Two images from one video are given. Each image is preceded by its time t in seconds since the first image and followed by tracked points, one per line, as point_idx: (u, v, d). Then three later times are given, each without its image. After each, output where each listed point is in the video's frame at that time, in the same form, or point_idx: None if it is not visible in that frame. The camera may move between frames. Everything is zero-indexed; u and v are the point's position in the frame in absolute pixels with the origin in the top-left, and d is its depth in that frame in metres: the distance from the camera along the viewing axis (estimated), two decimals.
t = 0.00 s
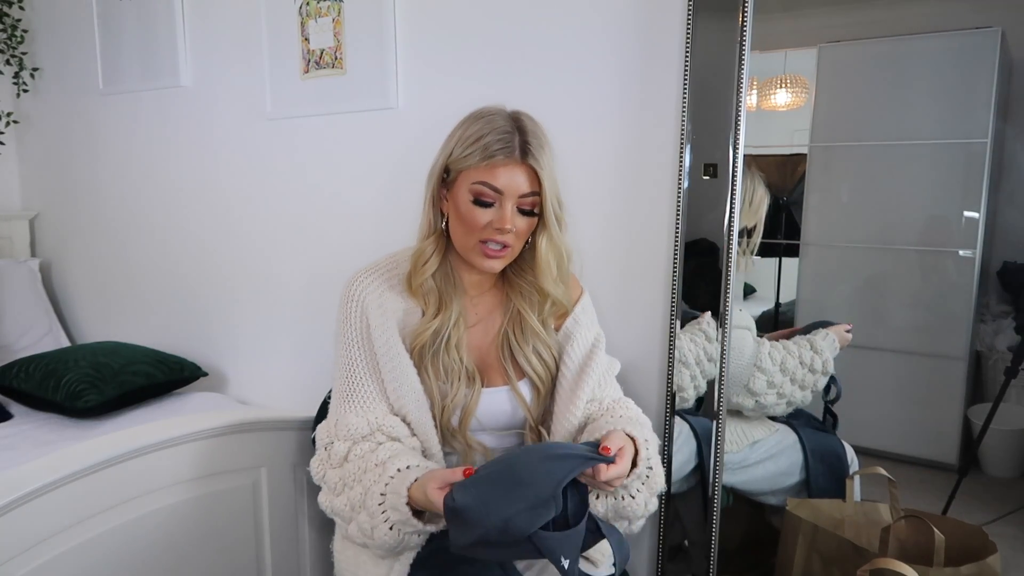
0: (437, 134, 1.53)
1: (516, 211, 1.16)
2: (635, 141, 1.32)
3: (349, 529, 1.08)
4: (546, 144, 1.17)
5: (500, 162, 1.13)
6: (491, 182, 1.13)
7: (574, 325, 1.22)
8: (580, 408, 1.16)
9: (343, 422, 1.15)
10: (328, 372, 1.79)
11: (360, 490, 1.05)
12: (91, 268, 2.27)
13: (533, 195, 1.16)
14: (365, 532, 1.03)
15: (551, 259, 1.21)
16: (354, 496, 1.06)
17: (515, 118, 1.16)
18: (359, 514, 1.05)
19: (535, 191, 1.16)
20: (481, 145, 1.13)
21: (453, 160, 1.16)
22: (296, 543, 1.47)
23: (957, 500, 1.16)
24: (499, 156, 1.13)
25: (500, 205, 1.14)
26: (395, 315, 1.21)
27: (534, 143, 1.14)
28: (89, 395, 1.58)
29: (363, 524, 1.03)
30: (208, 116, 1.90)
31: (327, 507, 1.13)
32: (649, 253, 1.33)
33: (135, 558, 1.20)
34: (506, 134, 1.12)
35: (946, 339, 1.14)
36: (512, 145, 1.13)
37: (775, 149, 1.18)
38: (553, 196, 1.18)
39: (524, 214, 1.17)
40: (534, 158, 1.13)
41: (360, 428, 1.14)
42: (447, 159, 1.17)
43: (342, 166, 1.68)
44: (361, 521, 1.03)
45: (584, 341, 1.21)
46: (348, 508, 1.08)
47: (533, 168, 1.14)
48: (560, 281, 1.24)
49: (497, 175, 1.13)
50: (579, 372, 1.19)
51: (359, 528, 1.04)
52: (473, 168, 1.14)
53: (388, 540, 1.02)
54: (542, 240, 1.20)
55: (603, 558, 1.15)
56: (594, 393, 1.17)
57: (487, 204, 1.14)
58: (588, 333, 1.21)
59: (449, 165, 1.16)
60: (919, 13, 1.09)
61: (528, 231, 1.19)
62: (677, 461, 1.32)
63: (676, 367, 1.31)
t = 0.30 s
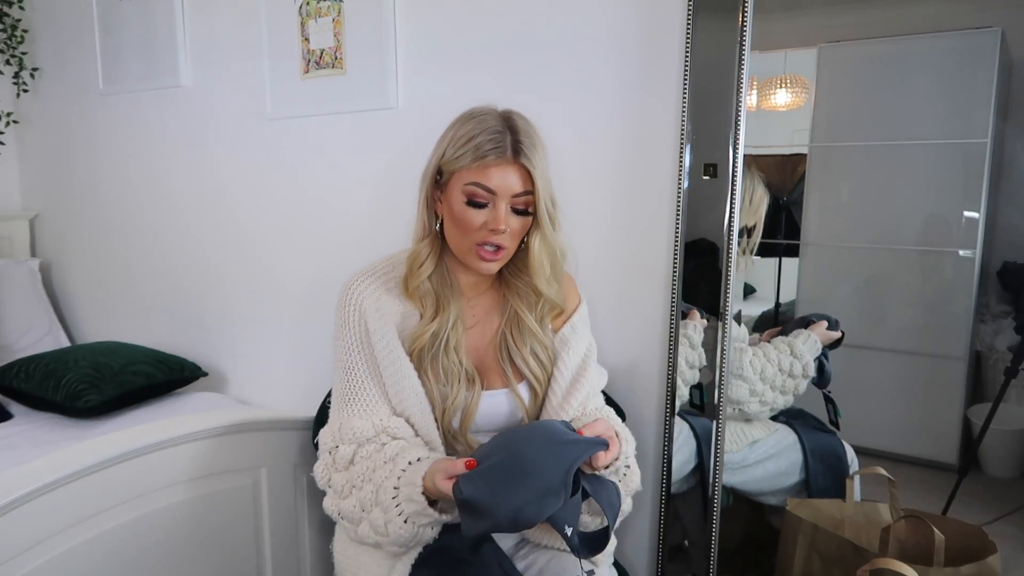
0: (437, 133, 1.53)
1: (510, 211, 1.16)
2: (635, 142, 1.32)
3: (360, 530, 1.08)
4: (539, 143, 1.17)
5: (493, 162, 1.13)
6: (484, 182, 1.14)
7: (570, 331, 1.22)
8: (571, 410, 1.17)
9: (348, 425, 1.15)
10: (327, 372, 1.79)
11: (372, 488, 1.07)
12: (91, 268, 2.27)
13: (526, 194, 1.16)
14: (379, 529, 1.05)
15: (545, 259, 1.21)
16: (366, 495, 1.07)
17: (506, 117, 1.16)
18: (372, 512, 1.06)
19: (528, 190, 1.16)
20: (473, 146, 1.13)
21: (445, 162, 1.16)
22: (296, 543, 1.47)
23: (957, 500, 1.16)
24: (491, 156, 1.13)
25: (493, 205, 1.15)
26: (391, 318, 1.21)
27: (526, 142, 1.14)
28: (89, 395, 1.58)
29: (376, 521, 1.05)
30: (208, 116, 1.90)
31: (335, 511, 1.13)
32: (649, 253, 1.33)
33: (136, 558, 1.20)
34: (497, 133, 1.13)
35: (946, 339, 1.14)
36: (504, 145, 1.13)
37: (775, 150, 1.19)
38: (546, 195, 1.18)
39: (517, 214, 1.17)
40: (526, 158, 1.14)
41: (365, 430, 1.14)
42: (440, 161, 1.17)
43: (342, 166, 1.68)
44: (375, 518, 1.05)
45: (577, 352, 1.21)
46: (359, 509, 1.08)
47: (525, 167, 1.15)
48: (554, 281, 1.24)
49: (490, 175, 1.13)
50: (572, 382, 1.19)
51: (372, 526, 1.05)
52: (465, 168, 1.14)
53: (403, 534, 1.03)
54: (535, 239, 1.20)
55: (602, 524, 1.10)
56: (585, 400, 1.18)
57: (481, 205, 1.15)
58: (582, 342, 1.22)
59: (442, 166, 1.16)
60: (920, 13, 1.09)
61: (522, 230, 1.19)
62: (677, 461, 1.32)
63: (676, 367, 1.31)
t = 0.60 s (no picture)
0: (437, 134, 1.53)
1: (508, 209, 1.16)
2: (635, 142, 1.32)
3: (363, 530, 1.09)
4: (535, 141, 1.17)
5: (490, 161, 1.13)
6: (482, 180, 1.14)
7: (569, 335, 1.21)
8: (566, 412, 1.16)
9: (348, 428, 1.14)
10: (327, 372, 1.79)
11: (375, 489, 1.07)
12: (91, 268, 2.27)
13: (524, 192, 1.16)
14: (383, 529, 1.05)
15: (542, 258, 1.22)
16: (370, 496, 1.07)
17: (502, 116, 1.16)
18: (376, 512, 1.06)
19: (526, 188, 1.16)
20: (470, 144, 1.13)
21: (442, 161, 1.16)
22: (295, 543, 1.47)
23: (957, 500, 1.16)
24: (488, 155, 1.13)
25: (492, 204, 1.15)
26: (388, 319, 1.20)
27: (523, 140, 1.14)
28: (89, 395, 1.58)
29: (380, 521, 1.05)
30: (208, 116, 1.90)
31: (338, 512, 1.14)
32: (649, 253, 1.33)
33: (136, 558, 1.20)
34: (494, 131, 1.13)
35: (947, 339, 1.14)
36: (501, 144, 1.13)
37: (775, 149, 1.18)
38: (544, 193, 1.18)
39: (516, 212, 1.17)
40: (523, 156, 1.14)
41: (366, 432, 1.13)
42: (437, 160, 1.17)
43: (342, 166, 1.68)
44: (379, 518, 1.05)
45: (572, 359, 1.20)
46: (363, 509, 1.09)
47: (522, 165, 1.15)
48: (553, 281, 1.23)
49: (488, 174, 1.14)
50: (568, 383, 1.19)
51: (376, 526, 1.06)
52: (463, 168, 1.14)
53: (407, 534, 1.04)
54: (531, 238, 1.20)
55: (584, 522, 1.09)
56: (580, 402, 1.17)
57: (479, 204, 1.15)
58: (579, 345, 1.21)
59: (440, 166, 1.16)
60: (920, 13, 1.09)
61: (520, 229, 1.18)
62: (677, 461, 1.32)
63: (676, 368, 1.30)
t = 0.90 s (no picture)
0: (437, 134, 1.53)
1: (508, 198, 1.15)
2: (635, 142, 1.32)
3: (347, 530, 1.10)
4: (534, 131, 1.17)
5: (488, 151, 1.13)
6: (481, 171, 1.14)
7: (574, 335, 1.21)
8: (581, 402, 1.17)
9: (339, 427, 1.15)
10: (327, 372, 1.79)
11: (359, 490, 1.08)
12: (91, 268, 2.27)
13: (523, 181, 1.16)
14: (364, 531, 1.05)
15: (544, 251, 1.22)
16: (354, 496, 1.08)
17: (501, 110, 1.17)
18: (358, 514, 1.07)
19: (525, 179, 1.16)
20: (468, 136, 1.13)
21: (442, 156, 1.17)
22: (295, 543, 1.47)
23: (957, 500, 1.16)
24: (485, 145, 1.13)
25: (492, 193, 1.14)
26: (388, 318, 1.20)
27: (520, 130, 1.14)
28: (89, 395, 1.58)
29: (363, 522, 1.06)
30: (208, 116, 1.90)
31: (326, 512, 1.13)
32: (649, 253, 1.33)
33: (136, 558, 1.20)
34: (492, 123, 1.13)
35: (947, 339, 1.14)
36: (499, 134, 1.13)
37: (775, 149, 1.18)
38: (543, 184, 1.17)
39: (516, 201, 1.17)
40: (522, 146, 1.14)
41: (355, 432, 1.13)
42: (437, 155, 1.18)
43: (342, 166, 1.68)
44: (362, 520, 1.06)
45: (578, 360, 1.20)
46: (347, 509, 1.09)
47: (521, 155, 1.15)
48: (553, 274, 1.24)
49: (487, 164, 1.14)
50: (574, 385, 1.18)
51: (358, 527, 1.06)
52: (462, 160, 1.14)
53: (388, 537, 1.04)
54: (531, 230, 1.20)
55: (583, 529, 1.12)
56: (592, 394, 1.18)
57: (478, 195, 1.15)
58: (583, 350, 1.20)
59: (439, 161, 1.17)
60: (920, 12, 1.09)
61: (521, 220, 1.18)
62: (677, 461, 1.32)
63: (676, 368, 1.30)
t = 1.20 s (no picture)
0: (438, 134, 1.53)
1: (510, 183, 1.15)
2: (635, 142, 1.32)
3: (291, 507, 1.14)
4: (533, 118, 1.17)
5: (487, 135, 1.14)
6: (481, 156, 1.14)
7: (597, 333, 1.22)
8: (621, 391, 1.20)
9: (309, 411, 1.20)
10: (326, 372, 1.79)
11: (312, 472, 1.12)
12: (91, 268, 2.27)
13: (523, 165, 1.15)
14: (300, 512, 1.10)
15: (551, 243, 1.20)
16: (303, 476, 1.12)
17: (502, 103, 1.17)
18: (303, 495, 1.11)
19: (526, 164, 1.15)
20: (466, 125, 1.14)
21: (441, 149, 1.17)
22: (295, 544, 1.47)
23: (957, 500, 1.16)
24: (484, 130, 1.14)
25: (492, 177, 1.14)
26: (387, 316, 1.22)
27: (518, 116, 1.15)
28: (89, 395, 1.57)
29: (303, 503, 1.10)
30: (208, 116, 1.90)
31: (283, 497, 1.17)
32: (649, 253, 1.33)
33: (136, 558, 1.20)
34: (491, 111, 1.14)
35: (946, 339, 1.14)
36: (497, 119, 1.15)
37: (775, 150, 1.18)
38: (544, 170, 1.17)
39: (519, 187, 1.16)
40: (521, 130, 1.14)
41: (324, 417, 1.19)
42: (437, 149, 1.19)
43: (343, 166, 1.68)
44: (303, 501, 1.10)
45: (606, 366, 1.20)
46: (297, 487, 1.14)
47: (520, 139, 1.15)
48: (557, 264, 1.22)
49: (486, 149, 1.14)
50: (608, 383, 1.21)
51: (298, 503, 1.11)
52: (461, 148, 1.15)
53: (314, 521, 1.08)
54: (536, 218, 1.19)
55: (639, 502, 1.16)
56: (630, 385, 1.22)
57: (478, 179, 1.15)
58: (610, 338, 1.23)
59: (440, 153, 1.17)
60: (920, 13, 1.09)
61: (524, 207, 1.17)
62: (676, 461, 1.32)
63: (676, 368, 1.30)
